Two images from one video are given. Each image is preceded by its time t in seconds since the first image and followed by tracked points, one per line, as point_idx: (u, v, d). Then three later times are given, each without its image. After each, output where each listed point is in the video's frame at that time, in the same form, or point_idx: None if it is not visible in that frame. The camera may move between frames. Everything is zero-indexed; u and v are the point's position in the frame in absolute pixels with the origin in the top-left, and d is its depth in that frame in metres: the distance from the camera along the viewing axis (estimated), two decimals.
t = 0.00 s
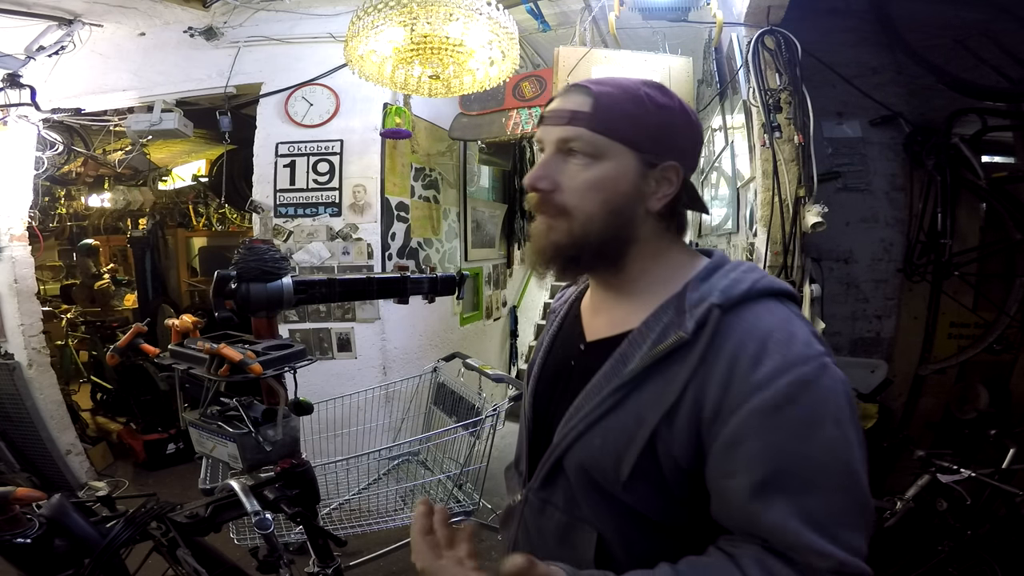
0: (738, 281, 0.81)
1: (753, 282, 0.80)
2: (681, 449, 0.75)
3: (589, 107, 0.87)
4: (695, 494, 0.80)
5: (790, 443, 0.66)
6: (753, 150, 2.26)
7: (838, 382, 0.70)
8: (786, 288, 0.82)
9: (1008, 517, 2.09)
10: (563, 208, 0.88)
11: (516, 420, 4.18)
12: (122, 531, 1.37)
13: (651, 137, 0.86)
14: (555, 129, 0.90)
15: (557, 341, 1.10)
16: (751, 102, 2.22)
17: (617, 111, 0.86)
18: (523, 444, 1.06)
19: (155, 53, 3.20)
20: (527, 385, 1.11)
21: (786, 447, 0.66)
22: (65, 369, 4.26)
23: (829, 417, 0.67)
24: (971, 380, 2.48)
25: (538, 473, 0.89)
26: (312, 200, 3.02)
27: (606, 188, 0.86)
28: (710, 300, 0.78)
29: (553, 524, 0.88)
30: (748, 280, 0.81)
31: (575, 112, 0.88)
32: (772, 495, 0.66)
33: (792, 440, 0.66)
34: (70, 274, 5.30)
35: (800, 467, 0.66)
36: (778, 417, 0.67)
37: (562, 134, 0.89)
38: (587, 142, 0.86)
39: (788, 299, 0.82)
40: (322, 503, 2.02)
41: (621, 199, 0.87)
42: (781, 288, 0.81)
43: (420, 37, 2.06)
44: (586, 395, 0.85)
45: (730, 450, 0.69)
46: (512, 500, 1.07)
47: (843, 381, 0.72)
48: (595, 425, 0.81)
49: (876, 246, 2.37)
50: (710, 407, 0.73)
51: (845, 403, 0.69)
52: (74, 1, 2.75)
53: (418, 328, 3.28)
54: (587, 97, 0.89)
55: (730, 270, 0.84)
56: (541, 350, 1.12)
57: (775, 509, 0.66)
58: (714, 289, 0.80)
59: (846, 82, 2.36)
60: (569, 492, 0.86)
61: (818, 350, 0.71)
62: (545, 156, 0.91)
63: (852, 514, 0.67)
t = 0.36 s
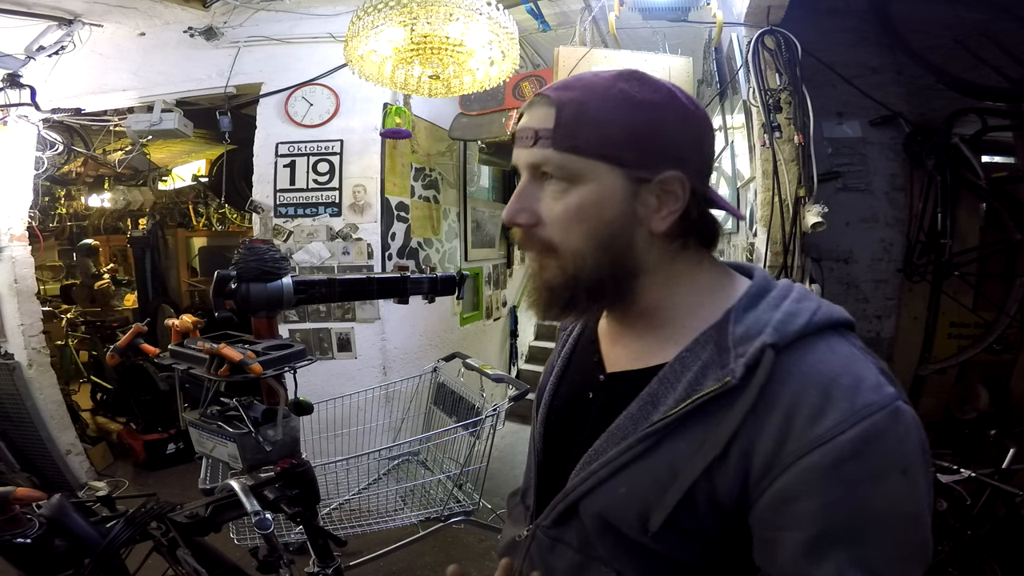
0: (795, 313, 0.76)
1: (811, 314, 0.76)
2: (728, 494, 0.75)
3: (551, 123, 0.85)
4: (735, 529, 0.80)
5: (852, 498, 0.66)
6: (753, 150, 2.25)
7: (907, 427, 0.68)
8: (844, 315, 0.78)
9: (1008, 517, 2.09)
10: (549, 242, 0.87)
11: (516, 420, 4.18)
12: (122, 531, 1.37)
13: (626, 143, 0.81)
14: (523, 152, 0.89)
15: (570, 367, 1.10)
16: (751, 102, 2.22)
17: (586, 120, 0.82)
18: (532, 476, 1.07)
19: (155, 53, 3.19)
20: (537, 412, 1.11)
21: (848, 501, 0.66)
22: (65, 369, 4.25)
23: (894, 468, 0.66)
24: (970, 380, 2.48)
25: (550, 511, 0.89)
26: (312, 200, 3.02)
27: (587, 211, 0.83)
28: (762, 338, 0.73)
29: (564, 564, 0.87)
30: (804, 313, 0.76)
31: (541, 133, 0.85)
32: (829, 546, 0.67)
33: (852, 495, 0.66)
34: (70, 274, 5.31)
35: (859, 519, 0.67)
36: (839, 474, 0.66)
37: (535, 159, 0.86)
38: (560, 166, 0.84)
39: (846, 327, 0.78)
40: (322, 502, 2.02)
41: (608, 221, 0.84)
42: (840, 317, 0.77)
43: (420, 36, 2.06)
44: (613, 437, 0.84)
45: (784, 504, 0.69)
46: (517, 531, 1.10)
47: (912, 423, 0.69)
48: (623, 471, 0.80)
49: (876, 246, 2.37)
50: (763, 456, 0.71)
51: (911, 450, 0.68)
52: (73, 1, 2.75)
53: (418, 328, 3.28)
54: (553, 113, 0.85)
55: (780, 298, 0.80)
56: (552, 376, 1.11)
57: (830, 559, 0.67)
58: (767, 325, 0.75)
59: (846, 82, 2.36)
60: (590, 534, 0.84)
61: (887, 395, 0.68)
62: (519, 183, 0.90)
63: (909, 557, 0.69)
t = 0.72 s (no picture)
0: (810, 293, 0.78)
1: (826, 295, 0.78)
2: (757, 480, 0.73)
3: (629, 77, 0.89)
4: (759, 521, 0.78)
5: (887, 475, 0.65)
6: (753, 150, 2.25)
7: (928, 403, 0.69)
8: (854, 298, 0.79)
9: (1008, 517, 2.09)
10: (634, 193, 0.84)
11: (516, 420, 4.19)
12: (122, 531, 1.38)
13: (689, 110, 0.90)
14: (593, 104, 0.89)
15: (570, 359, 1.09)
16: (751, 102, 2.22)
17: (658, 81, 0.89)
18: (534, 475, 1.07)
19: (155, 53, 3.19)
20: (537, 408, 1.10)
21: (883, 479, 0.66)
22: (65, 368, 4.26)
23: (923, 444, 0.67)
24: (970, 380, 2.48)
25: (561, 514, 0.90)
26: (312, 200, 3.02)
27: (664, 163, 0.85)
28: (783, 317, 0.74)
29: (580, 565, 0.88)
30: (819, 294, 0.78)
31: (619, 88, 0.88)
32: (867, 526, 0.66)
33: (888, 473, 0.65)
34: (70, 274, 5.31)
35: (894, 497, 0.66)
36: (873, 450, 0.65)
37: (611, 111, 0.88)
38: (637, 119, 0.87)
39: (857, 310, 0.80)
40: (322, 502, 2.02)
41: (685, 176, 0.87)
42: (850, 298, 0.79)
43: (420, 36, 2.06)
44: (631, 429, 0.83)
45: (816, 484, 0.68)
46: (519, 531, 1.11)
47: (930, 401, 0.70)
48: (644, 463, 0.79)
49: (876, 246, 2.37)
50: (789, 437, 0.71)
51: (934, 427, 0.68)
52: (73, 1, 2.75)
53: (418, 328, 3.28)
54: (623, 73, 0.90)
55: (793, 281, 0.82)
56: (552, 370, 1.11)
57: (868, 540, 0.66)
58: (787, 303, 0.76)
59: (846, 82, 2.36)
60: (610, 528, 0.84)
61: (907, 371, 0.69)
62: (588, 136, 0.89)
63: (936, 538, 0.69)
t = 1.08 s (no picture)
0: (764, 283, 0.80)
1: (778, 284, 0.79)
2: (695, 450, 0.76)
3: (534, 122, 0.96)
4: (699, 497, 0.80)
5: (794, 444, 0.68)
6: (753, 150, 2.25)
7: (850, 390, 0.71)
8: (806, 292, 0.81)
9: (1008, 517, 2.09)
10: (545, 232, 0.95)
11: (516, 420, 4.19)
12: (122, 531, 1.38)
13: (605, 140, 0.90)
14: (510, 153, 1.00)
15: (562, 341, 1.11)
16: (751, 102, 2.22)
17: (567, 125, 0.91)
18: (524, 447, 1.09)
19: (155, 53, 3.19)
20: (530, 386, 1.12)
21: (791, 447, 0.68)
22: (65, 368, 4.26)
23: (838, 421, 0.69)
24: (970, 380, 2.48)
25: (543, 480, 0.92)
26: (312, 200, 3.02)
27: (558, 197, 0.93)
28: (731, 303, 0.77)
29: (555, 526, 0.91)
30: (772, 282, 0.80)
31: (530, 139, 0.94)
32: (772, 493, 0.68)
33: (797, 442, 0.68)
34: (69, 274, 5.31)
35: (801, 468, 0.68)
36: (787, 418, 0.69)
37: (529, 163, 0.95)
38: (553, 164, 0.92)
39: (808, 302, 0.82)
40: (322, 502, 2.02)
41: (596, 208, 0.91)
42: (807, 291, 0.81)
43: (420, 36, 2.06)
44: (603, 396, 0.85)
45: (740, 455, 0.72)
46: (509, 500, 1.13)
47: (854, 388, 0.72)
48: (612, 429, 0.82)
49: (876, 246, 2.37)
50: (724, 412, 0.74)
51: (854, 409, 0.71)
52: (73, 1, 2.75)
53: (418, 328, 3.28)
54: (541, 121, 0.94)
55: (751, 273, 0.84)
56: (546, 349, 1.13)
57: (770, 508, 0.69)
58: (734, 291, 0.79)
59: (846, 82, 2.36)
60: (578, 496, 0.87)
61: (834, 354, 0.72)
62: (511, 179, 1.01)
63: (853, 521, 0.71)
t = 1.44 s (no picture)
0: (654, 272, 0.94)
1: (665, 274, 0.93)
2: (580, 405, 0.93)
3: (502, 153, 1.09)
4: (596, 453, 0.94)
5: (631, 400, 0.81)
6: (753, 150, 2.25)
7: (697, 361, 0.81)
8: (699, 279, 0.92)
9: (1008, 517, 2.09)
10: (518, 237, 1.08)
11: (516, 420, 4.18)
12: (122, 531, 1.38)
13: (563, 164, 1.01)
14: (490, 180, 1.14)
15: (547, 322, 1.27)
16: (751, 102, 2.22)
17: (531, 152, 1.03)
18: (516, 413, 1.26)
19: (155, 53, 3.19)
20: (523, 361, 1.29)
21: (629, 403, 0.81)
22: (66, 368, 4.26)
23: (676, 383, 0.79)
24: (971, 380, 2.48)
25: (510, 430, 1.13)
26: (312, 200, 3.01)
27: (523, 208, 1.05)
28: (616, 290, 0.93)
29: (517, 471, 1.11)
30: (665, 273, 0.93)
31: (503, 166, 1.07)
32: (616, 442, 0.82)
33: (637, 399, 0.81)
34: (69, 274, 5.30)
35: (637, 421, 0.80)
36: (629, 377, 0.82)
37: (503, 186, 1.07)
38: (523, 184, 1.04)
39: (703, 290, 0.93)
40: (322, 502, 2.02)
41: (555, 213, 1.04)
42: (698, 280, 0.92)
43: (421, 36, 2.06)
44: (538, 363, 1.04)
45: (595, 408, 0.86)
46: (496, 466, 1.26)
47: (706, 360, 0.82)
48: (535, 388, 1.02)
49: (876, 246, 2.37)
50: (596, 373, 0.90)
51: (698, 376, 0.80)
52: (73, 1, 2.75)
53: (418, 328, 3.28)
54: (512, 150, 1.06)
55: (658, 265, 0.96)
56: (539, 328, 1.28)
57: (615, 456, 0.82)
58: (625, 280, 0.94)
59: (846, 82, 2.36)
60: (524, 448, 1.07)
61: (681, 328, 0.83)
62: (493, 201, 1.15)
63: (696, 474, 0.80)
